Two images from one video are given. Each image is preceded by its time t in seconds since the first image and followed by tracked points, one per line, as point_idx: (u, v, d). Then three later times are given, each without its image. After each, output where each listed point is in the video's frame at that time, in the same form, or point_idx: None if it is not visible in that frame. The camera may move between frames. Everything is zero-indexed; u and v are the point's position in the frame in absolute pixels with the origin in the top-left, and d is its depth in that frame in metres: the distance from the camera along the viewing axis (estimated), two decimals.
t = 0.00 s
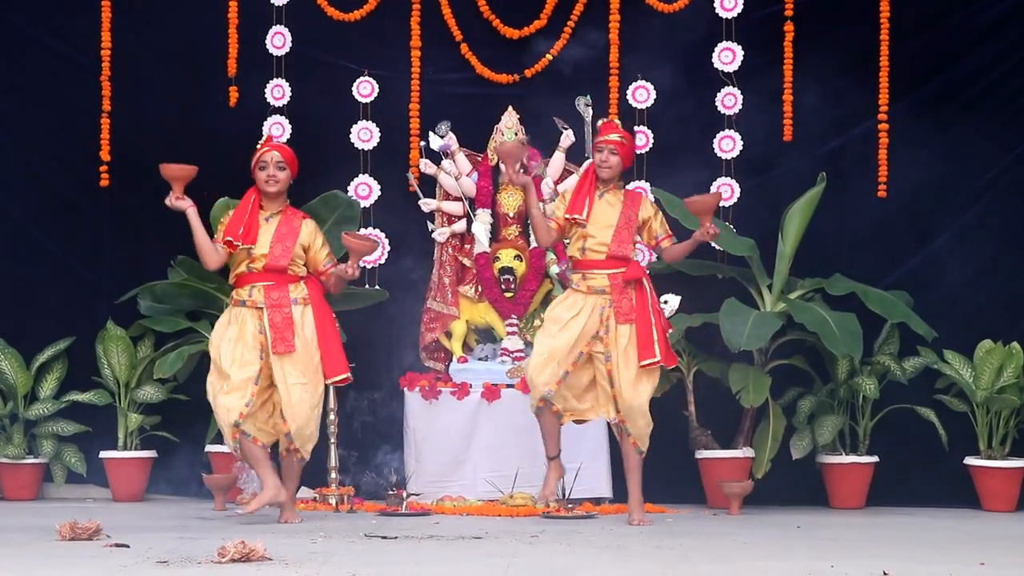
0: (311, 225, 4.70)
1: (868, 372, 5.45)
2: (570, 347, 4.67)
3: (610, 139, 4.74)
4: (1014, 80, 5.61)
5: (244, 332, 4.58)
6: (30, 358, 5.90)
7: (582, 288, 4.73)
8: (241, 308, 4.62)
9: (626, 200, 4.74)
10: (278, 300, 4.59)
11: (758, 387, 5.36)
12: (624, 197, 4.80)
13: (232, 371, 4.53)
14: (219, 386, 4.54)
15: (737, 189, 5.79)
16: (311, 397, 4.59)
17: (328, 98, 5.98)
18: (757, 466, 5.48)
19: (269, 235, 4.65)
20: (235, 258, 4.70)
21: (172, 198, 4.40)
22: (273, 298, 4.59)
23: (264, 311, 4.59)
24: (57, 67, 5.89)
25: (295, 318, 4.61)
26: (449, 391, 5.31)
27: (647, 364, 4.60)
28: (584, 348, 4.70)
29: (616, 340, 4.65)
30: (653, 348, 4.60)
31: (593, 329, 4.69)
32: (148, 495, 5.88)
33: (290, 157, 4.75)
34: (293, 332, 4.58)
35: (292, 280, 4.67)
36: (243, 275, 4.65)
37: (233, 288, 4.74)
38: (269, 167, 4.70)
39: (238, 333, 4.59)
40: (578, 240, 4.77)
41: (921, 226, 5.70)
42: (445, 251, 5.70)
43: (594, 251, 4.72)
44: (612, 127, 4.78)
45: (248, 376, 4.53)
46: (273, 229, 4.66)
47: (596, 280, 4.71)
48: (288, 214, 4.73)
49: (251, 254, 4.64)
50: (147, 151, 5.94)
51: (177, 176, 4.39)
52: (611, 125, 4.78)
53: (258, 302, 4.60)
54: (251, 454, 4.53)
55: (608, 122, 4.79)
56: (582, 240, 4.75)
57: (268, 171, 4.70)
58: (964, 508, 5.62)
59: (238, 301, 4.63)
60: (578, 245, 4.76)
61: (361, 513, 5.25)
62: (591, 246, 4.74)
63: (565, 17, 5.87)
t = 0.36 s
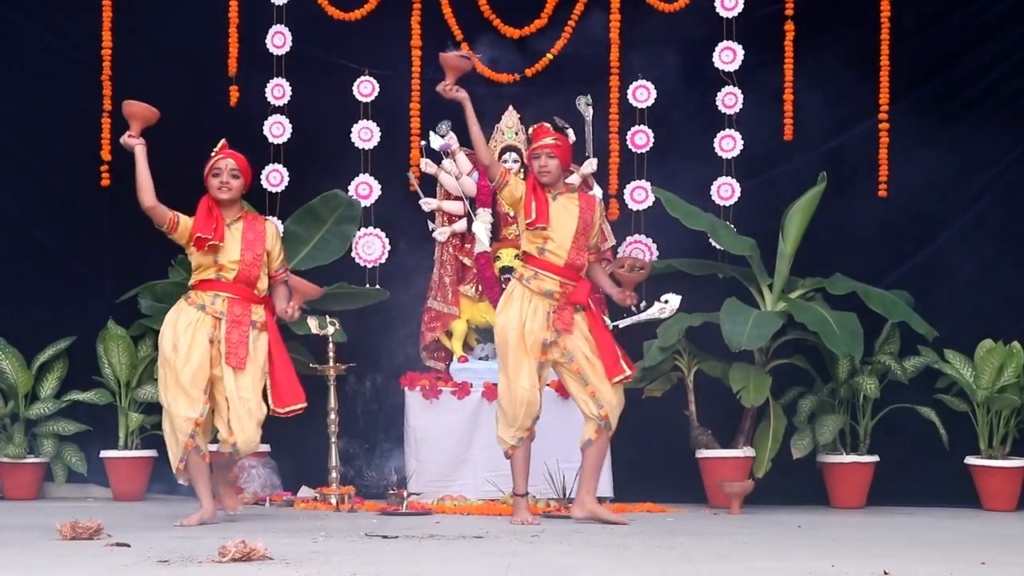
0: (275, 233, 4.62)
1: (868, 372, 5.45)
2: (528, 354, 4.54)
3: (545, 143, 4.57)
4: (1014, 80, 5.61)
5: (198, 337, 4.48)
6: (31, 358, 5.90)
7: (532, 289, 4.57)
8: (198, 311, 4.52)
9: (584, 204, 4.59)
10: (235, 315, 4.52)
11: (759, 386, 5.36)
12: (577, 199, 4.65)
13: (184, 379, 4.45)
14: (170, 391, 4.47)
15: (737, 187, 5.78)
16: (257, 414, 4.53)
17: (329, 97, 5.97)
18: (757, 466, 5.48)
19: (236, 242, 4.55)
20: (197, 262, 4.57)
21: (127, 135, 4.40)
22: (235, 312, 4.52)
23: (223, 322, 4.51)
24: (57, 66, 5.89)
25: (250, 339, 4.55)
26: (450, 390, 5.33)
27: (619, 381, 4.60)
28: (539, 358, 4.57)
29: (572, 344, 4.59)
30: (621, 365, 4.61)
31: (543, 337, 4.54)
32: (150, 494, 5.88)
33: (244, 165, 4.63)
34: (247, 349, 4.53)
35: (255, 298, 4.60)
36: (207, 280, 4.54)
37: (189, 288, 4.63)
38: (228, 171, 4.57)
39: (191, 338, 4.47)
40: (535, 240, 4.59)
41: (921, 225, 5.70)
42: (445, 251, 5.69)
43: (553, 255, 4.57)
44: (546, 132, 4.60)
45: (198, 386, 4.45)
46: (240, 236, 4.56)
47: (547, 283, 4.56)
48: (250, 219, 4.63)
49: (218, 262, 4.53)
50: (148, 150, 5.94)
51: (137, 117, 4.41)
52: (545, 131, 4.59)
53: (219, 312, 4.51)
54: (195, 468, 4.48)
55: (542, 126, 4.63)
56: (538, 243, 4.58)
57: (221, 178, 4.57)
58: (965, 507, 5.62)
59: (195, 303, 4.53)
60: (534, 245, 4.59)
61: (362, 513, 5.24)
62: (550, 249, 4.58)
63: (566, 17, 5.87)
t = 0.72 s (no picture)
0: (241, 209, 4.57)
1: (869, 372, 5.46)
2: (508, 340, 4.60)
3: (527, 137, 4.63)
4: (1015, 80, 5.61)
5: (173, 321, 4.44)
6: (33, 357, 5.90)
7: (510, 277, 4.62)
8: (166, 293, 4.48)
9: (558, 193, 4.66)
10: (206, 289, 4.49)
11: (760, 387, 5.36)
12: (553, 186, 4.72)
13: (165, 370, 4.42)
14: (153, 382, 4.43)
15: (739, 186, 5.79)
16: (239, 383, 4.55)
17: (330, 97, 5.97)
18: (761, 466, 5.47)
19: (198, 220, 4.51)
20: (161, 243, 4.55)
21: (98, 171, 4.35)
22: (204, 288, 4.49)
23: (193, 299, 4.48)
24: (59, 66, 5.88)
25: (223, 310, 4.51)
26: (452, 390, 5.35)
27: (564, 367, 4.62)
28: (521, 344, 4.62)
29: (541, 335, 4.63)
30: (571, 353, 4.64)
31: (522, 323, 4.61)
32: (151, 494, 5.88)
33: (215, 143, 4.60)
34: (223, 323, 4.50)
35: (220, 271, 4.57)
36: (170, 260, 4.51)
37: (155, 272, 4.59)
38: (192, 151, 4.55)
39: (166, 325, 4.44)
40: (510, 228, 4.66)
41: (923, 225, 5.69)
42: (447, 250, 5.70)
43: (528, 242, 4.63)
44: (528, 123, 4.64)
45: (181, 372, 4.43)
46: (201, 214, 4.53)
47: (525, 270, 4.62)
48: (215, 198, 4.59)
49: (179, 238, 4.50)
50: (150, 149, 5.94)
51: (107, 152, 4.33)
52: (526, 122, 4.64)
53: (187, 290, 4.48)
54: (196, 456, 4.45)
55: (521, 119, 4.67)
56: (514, 230, 4.64)
57: (193, 158, 4.55)
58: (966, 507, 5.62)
59: (161, 286, 4.48)
60: (510, 233, 4.65)
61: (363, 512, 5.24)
62: (524, 237, 4.64)
63: (567, 16, 5.87)
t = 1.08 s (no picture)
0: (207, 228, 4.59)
1: (872, 371, 5.45)
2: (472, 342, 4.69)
3: (502, 142, 4.75)
4: (1017, 79, 5.60)
5: (140, 334, 4.48)
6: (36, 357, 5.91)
7: (480, 286, 4.76)
8: (137, 311, 4.52)
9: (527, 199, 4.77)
10: (175, 303, 4.51)
11: (763, 386, 5.37)
12: (524, 195, 4.84)
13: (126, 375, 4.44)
14: (114, 389, 4.45)
15: (740, 185, 5.78)
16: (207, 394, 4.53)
17: (332, 96, 5.96)
18: (762, 465, 5.48)
19: (164, 238, 4.55)
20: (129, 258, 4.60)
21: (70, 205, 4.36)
22: (172, 301, 4.51)
23: (161, 313, 4.50)
24: (61, 65, 5.88)
25: (192, 320, 4.53)
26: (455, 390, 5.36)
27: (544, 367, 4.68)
28: (486, 347, 4.71)
29: (514, 338, 4.71)
30: (551, 353, 4.68)
31: (492, 329, 4.71)
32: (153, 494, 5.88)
33: (184, 161, 4.60)
34: (192, 334, 4.50)
35: (186, 281, 4.58)
36: (136, 278, 4.55)
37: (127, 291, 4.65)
38: (158, 169, 4.54)
39: (131, 337, 4.48)
40: (478, 238, 4.80)
41: (926, 224, 5.69)
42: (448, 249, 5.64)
43: (495, 249, 4.77)
44: (506, 129, 4.80)
45: (142, 378, 4.45)
46: (167, 232, 4.56)
47: (494, 278, 4.75)
48: (182, 216, 4.62)
49: (145, 257, 4.53)
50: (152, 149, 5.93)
51: (75, 185, 4.35)
52: (505, 128, 4.79)
53: (155, 305, 4.50)
54: (145, 452, 4.43)
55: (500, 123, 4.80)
56: (483, 238, 4.79)
57: (163, 177, 4.55)
58: (969, 506, 5.61)
59: (132, 304, 4.53)
60: (477, 244, 4.80)
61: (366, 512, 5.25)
62: (492, 244, 4.78)
63: (569, 15, 5.86)
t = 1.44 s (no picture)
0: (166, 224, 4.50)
1: (877, 371, 5.44)
2: (424, 357, 4.41)
3: (455, 139, 4.54)
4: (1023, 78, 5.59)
5: (89, 332, 4.32)
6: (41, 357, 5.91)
7: (417, 293, 4.48)
8: (87, 305, 4.36)
9: (469, 210, 4.51)
10: (129, 307, 4.39)
11: (768, 386, 5.38)
12: (467, 205, 4.58)
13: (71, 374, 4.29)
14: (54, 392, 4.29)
15: (745, 185, 5.77)
16: (151, 406, 4.42)
17: (336, 96, 5.96)
18: (767, 465, 5.49)
19: (124, 231, 4.41)
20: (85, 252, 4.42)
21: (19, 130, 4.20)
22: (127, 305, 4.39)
23: (114, 314, 4.37)
24: (65, 65, 5.87)
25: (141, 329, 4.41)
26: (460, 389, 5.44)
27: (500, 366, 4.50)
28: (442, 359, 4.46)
29: (461, 343, 4.50)
30: (499, 351, 4.52)
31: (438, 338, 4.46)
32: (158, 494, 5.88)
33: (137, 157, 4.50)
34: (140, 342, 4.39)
35: (145, 290, 4.47)
36: (95, 273, 4.39)
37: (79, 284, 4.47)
38: (113, 161, 4.43)
39: (79, 333, 4.31)
40: (413, 239, 4.51)
41: (931, 223, 5.68)
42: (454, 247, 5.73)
43: (429, 254, 4.49)
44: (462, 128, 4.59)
45: (86, 381, 4.30)
46: (128, 226, 4.42)
47: (431, 284, 4.49)
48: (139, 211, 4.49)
49: (106, 252, 4.38)
50: (157, 149, 5.93)
51: (28, 113, 4.23)
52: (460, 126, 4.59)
53: (110, 304, 4.37)
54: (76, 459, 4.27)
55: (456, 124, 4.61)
56: (416, 239, 4.49)
57: (115, 169, 4.43)
58: (974, 506, 5.61)
59: (85, 297, 4.37)
60: (412, 245, 4.50)
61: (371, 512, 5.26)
62: (426, 247, 4.50)
63: (574, 15, 5.86)
